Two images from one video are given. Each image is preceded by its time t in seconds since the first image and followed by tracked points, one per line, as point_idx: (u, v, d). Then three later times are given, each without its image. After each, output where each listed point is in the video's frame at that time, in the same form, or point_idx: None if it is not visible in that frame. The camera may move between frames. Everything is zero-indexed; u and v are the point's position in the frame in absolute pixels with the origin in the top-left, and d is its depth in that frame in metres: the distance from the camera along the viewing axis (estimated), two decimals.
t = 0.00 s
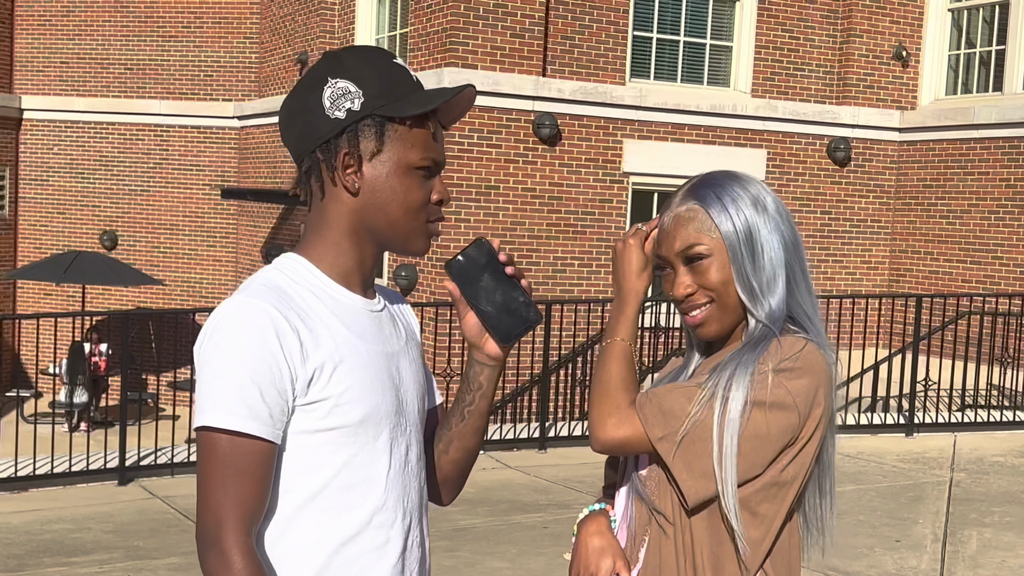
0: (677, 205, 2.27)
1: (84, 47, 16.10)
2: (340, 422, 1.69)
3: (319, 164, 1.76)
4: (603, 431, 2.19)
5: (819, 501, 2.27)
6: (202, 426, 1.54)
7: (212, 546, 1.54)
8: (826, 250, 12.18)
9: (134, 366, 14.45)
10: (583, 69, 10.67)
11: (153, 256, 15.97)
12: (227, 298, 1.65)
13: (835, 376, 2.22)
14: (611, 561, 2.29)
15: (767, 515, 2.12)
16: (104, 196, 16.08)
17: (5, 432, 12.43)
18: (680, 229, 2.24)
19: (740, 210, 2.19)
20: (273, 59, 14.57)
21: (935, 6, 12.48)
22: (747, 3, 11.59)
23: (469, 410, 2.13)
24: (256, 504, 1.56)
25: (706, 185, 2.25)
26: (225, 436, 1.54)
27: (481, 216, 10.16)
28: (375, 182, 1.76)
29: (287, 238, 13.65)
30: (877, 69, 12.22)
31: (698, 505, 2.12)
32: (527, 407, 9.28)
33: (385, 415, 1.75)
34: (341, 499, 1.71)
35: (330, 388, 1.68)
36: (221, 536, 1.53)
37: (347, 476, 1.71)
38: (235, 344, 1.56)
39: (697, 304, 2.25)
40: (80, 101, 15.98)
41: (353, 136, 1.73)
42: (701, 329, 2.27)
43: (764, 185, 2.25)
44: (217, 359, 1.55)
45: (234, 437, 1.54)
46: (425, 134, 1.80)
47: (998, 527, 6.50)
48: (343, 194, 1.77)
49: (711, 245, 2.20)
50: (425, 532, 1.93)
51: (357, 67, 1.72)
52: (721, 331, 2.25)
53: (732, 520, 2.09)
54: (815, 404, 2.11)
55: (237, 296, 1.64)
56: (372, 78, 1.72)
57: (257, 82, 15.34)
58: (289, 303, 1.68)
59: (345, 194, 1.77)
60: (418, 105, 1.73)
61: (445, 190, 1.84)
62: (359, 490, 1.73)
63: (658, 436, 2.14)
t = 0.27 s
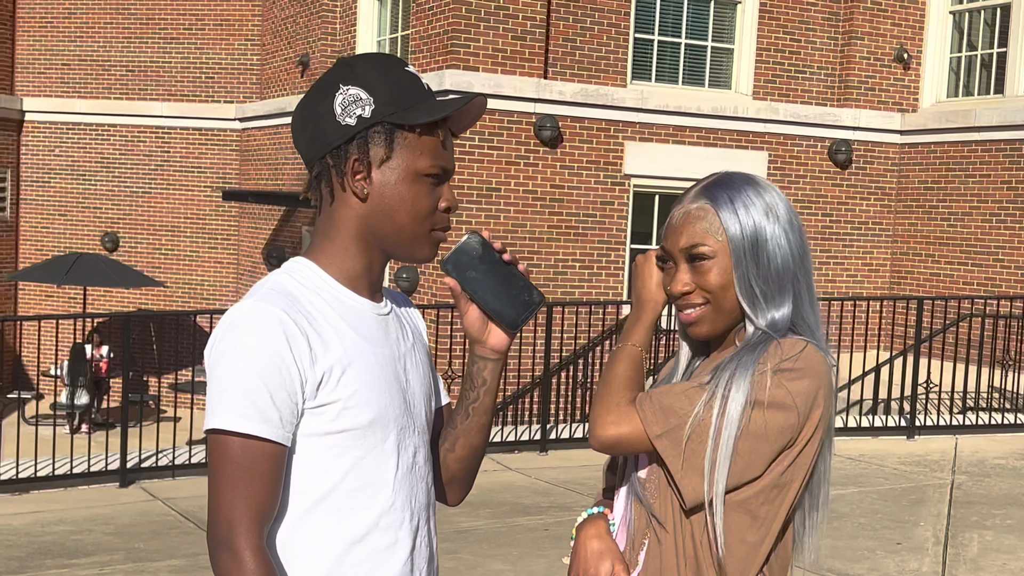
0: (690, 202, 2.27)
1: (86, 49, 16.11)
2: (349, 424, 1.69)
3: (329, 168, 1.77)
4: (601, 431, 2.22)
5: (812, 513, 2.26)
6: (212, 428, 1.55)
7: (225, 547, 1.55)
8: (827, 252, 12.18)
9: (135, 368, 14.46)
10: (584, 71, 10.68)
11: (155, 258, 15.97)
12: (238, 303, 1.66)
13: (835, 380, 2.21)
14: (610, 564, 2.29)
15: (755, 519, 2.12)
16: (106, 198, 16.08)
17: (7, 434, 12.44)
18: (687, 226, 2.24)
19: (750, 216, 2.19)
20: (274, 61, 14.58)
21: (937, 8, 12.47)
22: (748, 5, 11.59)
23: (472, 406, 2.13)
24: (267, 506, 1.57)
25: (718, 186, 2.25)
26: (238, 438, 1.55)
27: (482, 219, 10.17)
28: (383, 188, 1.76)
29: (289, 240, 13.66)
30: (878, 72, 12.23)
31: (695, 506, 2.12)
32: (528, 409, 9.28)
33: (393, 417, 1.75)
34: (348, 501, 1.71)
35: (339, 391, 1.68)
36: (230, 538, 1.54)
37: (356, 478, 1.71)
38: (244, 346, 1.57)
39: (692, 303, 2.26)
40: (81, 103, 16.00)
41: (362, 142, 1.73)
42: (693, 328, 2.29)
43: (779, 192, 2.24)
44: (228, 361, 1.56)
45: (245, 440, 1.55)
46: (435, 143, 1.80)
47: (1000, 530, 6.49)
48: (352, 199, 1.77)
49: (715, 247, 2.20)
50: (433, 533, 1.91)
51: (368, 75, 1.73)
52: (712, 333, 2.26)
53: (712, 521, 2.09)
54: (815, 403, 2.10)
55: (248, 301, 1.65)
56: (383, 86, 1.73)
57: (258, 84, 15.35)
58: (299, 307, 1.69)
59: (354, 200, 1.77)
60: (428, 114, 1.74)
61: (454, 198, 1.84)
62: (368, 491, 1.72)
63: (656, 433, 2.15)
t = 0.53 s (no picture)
0: (696, 200, 2.27)
1: (87, 51, 16.13)
2: (352, 426, 1.69)
3: (335, 170, 1.78)
4: (599, 438, 2.21)
5: (818, 516, 2.27)
6: (215, 429, 1.55)
7: (226, 548, 1.55)
8: (827, 254, 12.18)
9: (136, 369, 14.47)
10: (585, 73, 10.68)
11: (156, 260, 15.98)
12: (243, 304, 1.66)
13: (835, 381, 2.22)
14: (608, 567, 2.30)
15: (756, 521, 2.12)
16: (107, 200, 16.09)
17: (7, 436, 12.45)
18: (689, 225, 2.25)
19: (753, 218, 2.19)
20: (274, 63, 14.58)
21: (937, 10, 12.47)
22: (749, 6, 11.59)
23: (471, 412, 2.14)
24: (269, 507, 1.57)
25: (723, 187, 2.25)
26: (243, 440, 1.55)
27: (482, 220, 10.17)
28: (388, 191, 1.76)
29: (289, 242, 13.66)
30: (878, 73, 12.22)
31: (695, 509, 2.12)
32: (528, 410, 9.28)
33: (395, 419, 1.75)
34: (350, 502, 1.71)
35: (342, 393, 1.68)
36: (233, 538, 1.54)
37: (359, 480, 1.71)
38: (248, 348, 1.57)
39: (687, 301, 2.28)
40: (82, 105, 16.02)
41: (369, 145, 1.74)
42: (689, 325, 2.31)
43: (785, 195, 2.24)
44: (232, 362, 1.57)
45: (249, 441, 1.55)
46: (442, 146, 1.80)
47: (1001, 531, 6.49)
48: (358, 202, 1.78)
49: (715, 247, 2.21)
50: (435, 534, 1.91)
51: (377, 77, 1.73)
52: (706, 330, 2.28)
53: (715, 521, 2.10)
54: (811, 406, 2.10)
55: (252, 302, 1.65)
56: (390, 89, 1.73)
57: (258, 86, 15.35)
58: (303, 308, 1.69)
59: (360, 203, 1.78)
60: (436, 118, 1.74)
61: (461, 201, 1.83)
62: (369, 492, 1.72)
63: (654, 439, 2.14)
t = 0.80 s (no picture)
0: (697, 200, 2.28)
1: (87, 52, 16.13)
2: (342, 427, 1.69)
3: (339, 170, 1.77)
4: (600, 445, 2.21)
5: (810, 522, 2.27)
6: (205, 426, 1.55)
7: (214, 546, 1.55)
8: (828, 254, 12.18)
9: (136, 370, 14.47)
10: (585, 74, 10.69)
11: (156, 261, 15.98)
12: (235, 301, 1.66)
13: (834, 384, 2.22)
14: (606, 568, 2.30)
15: (755, 523, 2.12)
16: (107, 201, 16.10)
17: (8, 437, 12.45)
18: (688, 224, 2.26)
19: (754, 220, 2.19)
20: (275, 64, 14.59)
21: (937, 10, 12.48)
22: (749, 8, 11.60)
23: (458, 424, 2.16)
24: (257, 507, 1.57)
25: (724, 188, 2.26)
26: (231, 437, 1.55)
27: (482, 222, 10.17)
28: (391, 194, 1.76)
29: (290, 243, 13.67)
30: (879, 74, 12.23)
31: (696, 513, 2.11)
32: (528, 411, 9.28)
33: (386, 422, 1.75)
34: (339, 504, 1.70)
35: (332, 394, 1.68)
36: (221, 536, 1.54)
37: (348, 481, 1.70)
38: (240, 345, 1.57)
39: (685, 301, 2.28)
40: (83, 107, 16.02)
41: (375, 147, 1.73)
42: (686, 325, 2.31)
43: (787, 197, 2.24)
44: (222, 360, 1.57)
45: (238, 438, 1.55)
46: (447, 152, 1.80)
47: (1001, 532, 6.49)
48: (361, 203, 1.78)
49: (714, 247, 2.21)
50: (427, 539, 1.90)
51: (386, 79, 1.73)
52: (703, 331, 2.28)
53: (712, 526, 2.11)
54: (814, 405, 2.10)
55: (245, 300, 1.65)
56: (398, 92, 1.73)
57: (259, 87, 15.35)
58: (295, 307, 1.69)
59: (362, 203, 1.77)
60: (442, 124, 1.74)
61: (462, 209, 1.84)
62: (359, 495, 1.72)
63: (654, 444, 2.15)
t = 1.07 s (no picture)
0: (699, 200, 2.27)
1: (88, 54, 16.14)
2: (324, 429, 1.68)
3: (327, 169, 1.77)
4: (603, 451, 2.19)
5: (810, 521, 2.27)
6: (182, 424, 1.55)
7: (184, 547, 1.54)
8: (829, 254, 12.16)
9: (137, 372, 14.47)
10: (585, 75, 10.69)
11: (157, 263, 15.98)
12: (216, 299, 1.65)
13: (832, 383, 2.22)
14: (606, 569, 2.29)
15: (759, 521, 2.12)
16: (107, 202, 16.10)
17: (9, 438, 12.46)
18: (692, 223, 2.25)
19: (756, 220, 2.19)
20: (275, 65, 14.60)
21: (938, 10, 12.48)
22: (749, 8, 11.60)
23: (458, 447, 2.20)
24: (232, 507, 1.56)
25: (727, 187, 2.25)
26: (205, 435, 1.55)
27: (483, 222, 10.17)
28: (381, 194, 1.76)
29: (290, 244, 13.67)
30: (879, 74, 12.23)
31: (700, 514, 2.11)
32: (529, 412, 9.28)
33: (369, 424, 1.74)
34: (321, 506, 1.70)
35: (314, 395, 1.67)
36: (191, 537, 1.53)
37: (329, 483, 1.70)
38: (219, 344, 1.57)
39: (686, 300, 2.27)
40: (83, 108, 16.03)
41: (363, 145, 1.74)
42: (686, 326, 2.30)
43: (788, 198, 2.24)
44: (201, 358, 1.57)
45: (213, 438, 1.55)
46: (437, 150, 1.80)
47: (1003, 531, 6.49)
48: (349, 202, 1.77)
49: (716, 247, 2.21)
50: (413, 544, 1.89)
51: (374, 75, 1.73)
52: (703, 332, 2.28)
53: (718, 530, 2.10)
54: (813, 407, 2.11)
55: (226, 298, 1.65)
56: (388, 90, 1.74)
57: (259, 88, 15.35)
58: (277, 306, 1.68)
59: (351, 202, 1.77)
60: (431, 121, 1.75)
61: (452, 208, 1.84)
62: (340, 498, 1.71)
63: (658, 448, 2.13)
